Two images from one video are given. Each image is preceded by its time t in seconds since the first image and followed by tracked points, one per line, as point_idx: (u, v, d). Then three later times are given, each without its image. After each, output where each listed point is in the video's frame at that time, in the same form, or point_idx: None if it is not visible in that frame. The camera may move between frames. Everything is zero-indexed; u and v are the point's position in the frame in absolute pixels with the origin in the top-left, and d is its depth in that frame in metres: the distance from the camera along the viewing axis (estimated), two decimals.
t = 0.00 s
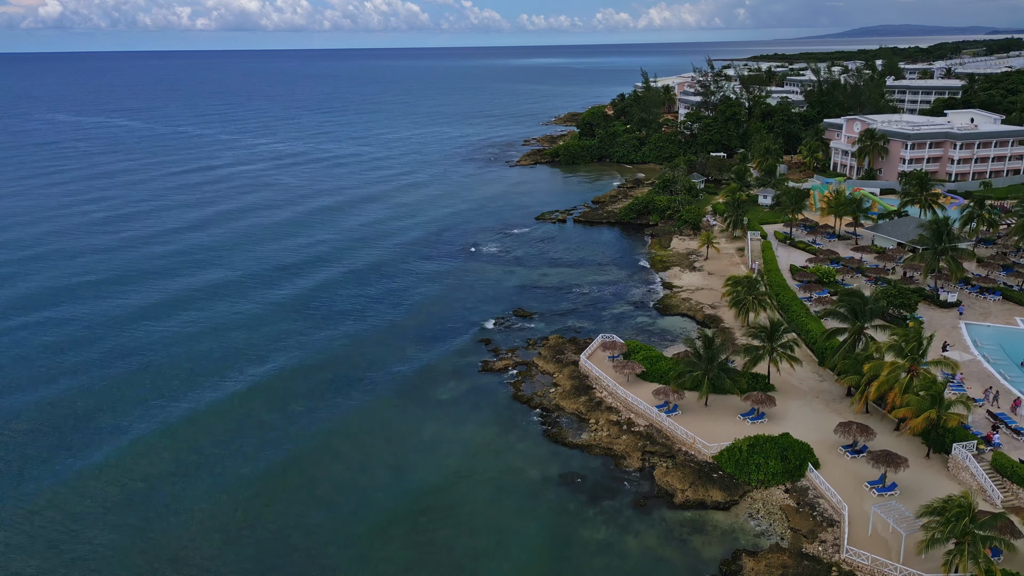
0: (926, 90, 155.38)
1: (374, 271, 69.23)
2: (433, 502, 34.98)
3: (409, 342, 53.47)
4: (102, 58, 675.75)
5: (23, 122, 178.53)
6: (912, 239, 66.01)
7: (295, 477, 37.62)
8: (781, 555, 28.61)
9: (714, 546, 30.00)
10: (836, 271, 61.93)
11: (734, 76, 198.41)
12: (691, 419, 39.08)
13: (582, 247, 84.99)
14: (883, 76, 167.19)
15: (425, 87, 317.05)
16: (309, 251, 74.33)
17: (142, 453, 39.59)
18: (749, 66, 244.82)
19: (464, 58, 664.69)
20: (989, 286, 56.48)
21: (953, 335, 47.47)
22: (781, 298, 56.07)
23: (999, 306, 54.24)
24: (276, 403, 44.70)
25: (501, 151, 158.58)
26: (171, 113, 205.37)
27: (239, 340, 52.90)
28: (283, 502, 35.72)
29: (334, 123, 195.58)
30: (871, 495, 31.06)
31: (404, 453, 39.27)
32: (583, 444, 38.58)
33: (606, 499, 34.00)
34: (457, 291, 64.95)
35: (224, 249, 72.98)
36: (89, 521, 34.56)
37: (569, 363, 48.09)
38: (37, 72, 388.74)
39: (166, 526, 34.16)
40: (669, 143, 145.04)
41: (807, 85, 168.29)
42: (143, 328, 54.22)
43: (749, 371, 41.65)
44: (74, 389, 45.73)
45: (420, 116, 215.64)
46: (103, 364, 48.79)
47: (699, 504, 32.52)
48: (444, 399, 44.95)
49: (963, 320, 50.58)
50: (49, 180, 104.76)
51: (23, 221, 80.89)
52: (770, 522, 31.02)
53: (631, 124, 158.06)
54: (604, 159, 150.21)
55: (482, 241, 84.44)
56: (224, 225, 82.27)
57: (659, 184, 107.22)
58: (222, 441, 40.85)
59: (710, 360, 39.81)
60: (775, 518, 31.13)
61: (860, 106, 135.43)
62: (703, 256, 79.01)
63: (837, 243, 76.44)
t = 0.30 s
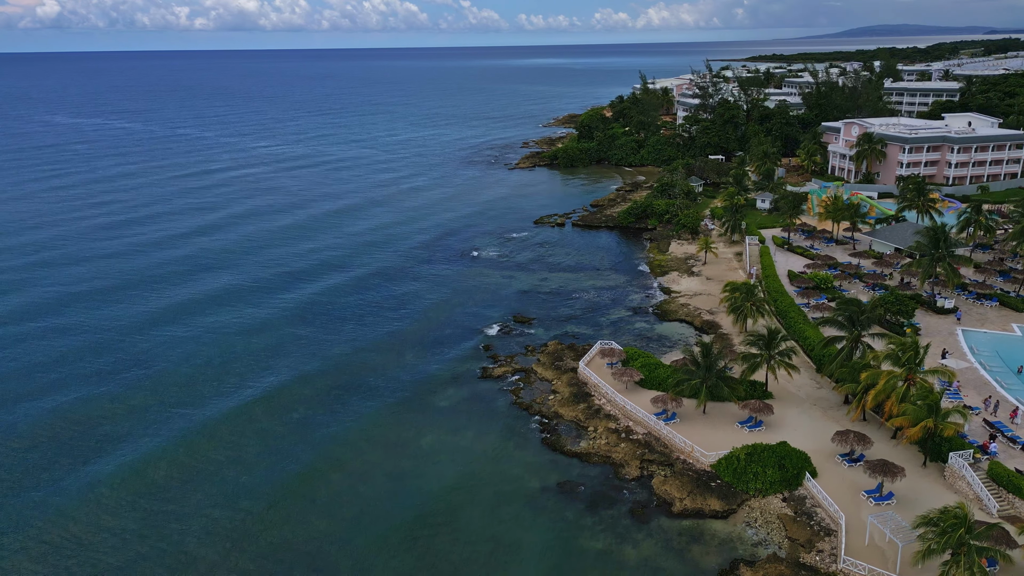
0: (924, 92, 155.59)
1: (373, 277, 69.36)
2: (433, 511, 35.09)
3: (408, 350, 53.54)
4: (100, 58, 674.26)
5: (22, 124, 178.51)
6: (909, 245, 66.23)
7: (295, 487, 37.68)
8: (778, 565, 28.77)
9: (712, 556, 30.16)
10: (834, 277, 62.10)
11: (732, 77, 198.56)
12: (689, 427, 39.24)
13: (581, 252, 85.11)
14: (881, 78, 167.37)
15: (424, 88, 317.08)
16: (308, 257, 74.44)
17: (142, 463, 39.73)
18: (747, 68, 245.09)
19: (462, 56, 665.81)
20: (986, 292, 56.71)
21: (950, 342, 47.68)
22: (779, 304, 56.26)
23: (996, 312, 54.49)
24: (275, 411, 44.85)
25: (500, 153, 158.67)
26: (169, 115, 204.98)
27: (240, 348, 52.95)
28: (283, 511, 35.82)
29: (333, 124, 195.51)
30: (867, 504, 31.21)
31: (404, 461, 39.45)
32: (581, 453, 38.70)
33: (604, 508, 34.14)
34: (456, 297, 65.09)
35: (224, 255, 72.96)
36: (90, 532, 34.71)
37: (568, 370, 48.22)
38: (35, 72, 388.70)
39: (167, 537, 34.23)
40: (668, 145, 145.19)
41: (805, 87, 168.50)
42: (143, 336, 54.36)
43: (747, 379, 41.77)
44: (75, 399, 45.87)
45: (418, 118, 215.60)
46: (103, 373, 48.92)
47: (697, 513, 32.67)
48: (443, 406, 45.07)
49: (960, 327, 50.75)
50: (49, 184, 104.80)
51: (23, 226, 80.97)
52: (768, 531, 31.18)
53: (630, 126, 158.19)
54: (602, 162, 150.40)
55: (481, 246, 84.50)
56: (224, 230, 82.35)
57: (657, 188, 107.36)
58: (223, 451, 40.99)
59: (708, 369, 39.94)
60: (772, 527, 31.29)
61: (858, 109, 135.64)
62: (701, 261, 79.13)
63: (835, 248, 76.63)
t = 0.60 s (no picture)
0: (921, 94, 155.89)
1: (372, 282, 69.52)
2: (433, 519, 35.18)
3: (406, 355, 53.71)
4: (96, 58, 670.22)
5: (20, 126, 178.36)
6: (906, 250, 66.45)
7: (295, 495, 37.71)
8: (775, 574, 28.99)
9: (710, 565, 30.34)
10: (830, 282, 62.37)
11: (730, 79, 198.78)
12: (687, 435, 39.36)
13: (579, 256, 85.23)
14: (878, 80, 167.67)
15: (422, 89, 316.90)
16: (307, 262, 74.54)
17: (140, 470, 39.83)
18: (745, 69, 245.34)
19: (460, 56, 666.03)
20: (983, 298, 56.99)
21: (946, 348, 47.88)
22: (776, 310, 56.45)
23: (992, 319, 54.75)
24: (274, 418, 44.98)
25: (498, 155, 158.73)
26: (168, 116, 204.73)
27: (240, 355, 52.99)
28: (284, 519, 35.88)
29: (331, 126, 195.37)
30: (864, 513, 31.40)
31: (403, 468, 39.54)
32: (579, 460, 38.85)
33: (602, 516, 34.28)
34: (454, 302, 65.24)
35: (224, 260, 72.97)
36: (91, 540, 34.79)
37: (566, 376, 48.35)
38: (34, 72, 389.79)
39: (168, 546, 34.25)
40: (665, 148, 145.36)
41: (803, 89, 168.80)
42: (141, 343, 54.40)
43: (745, 386, 41.96)
44: (73, 405, 45.98)
45: (416, 119, 215.65)
46: (101, 380, 49.07)
47: (695, 522, 32.84)
48: (441, 413, 45.19)
49: (956, 333, 50.97)
50: (47, 187, 104.82)
51: (20, 229, 80.95)
52: (765, 539, 31.38)
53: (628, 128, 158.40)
54: (600, 164, 150.59)
55: (480, 250, 84.57)
56: (222, 234, 82.45)
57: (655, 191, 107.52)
58: (221, 458, 40.98)
59: (706, 376, 40.07)
60: (770, 535, 31.49)
61: (855, 111, 135.91)
62: (699, 265, 79.29)
63: (832, 252, 76.86)
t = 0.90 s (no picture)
0: (919, 96, 156.27)
1: (371, 287, 69.69)
2: (433, 528, 35.27)
3: (405, 362, 53.87)
4: (94, 59, 669.69)
5: (19, 127, 178.35)
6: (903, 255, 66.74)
7: (294, 503, 37.80)
8: None
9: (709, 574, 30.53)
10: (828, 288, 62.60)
11: (728, 81, 199.02)
12: (685, 443, 39.50)
13: (578, 260, 85.43)
14: (876, 83, 168.01)
15: (421, 90, 317.01)
16: (306, 267, 74.73)
17: (139, 478, 39.90)
18: (743, 70, 245.78)
19: (458, 57, 667.08)
20: (979, 304, 57.25)
21: (942, 355, 48.14)
22: (774, 317, 56.68)
23: (988, 325, 55.01)
24: (273, 425, 45.11)
25: (497, 158, 158.90)
26: (166, 118, 204.79)
27: (239, 362, 53.03)
28: (284, 529, 35.89)
29: (330, 128, 195.46)
30: (861, 522, 31.58)
31: (403, 478, 39.61)
32: (578, 468, 38.99)
33: (600, 525, 34.44)
34: (453, 307, 65.44)
35: (223, 265, 73.09)
36: (90, 548, 34.86)
37: (565, 383, 48.49)
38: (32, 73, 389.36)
39: (167, 556, 34.24)
40: (664, 150, 145.64)
41: (801, 92, 169.14)
42: (141, 349, 54.56)
43: (743, 393, 42.14)
44: (73, 413, 46.10)
45: (415, 121, 215.80)
46: (100, 386, 49.21)
47: (693, 531, 33.01)
48: (440, 421, 45.33)
49: (953, 339, 51.20)
50: (46, 190, 104.94)
51: (20, 234, 81.09)
52: (763, 548, 31.58)
53: (626, 131, 158.60)
54: (598, 167, 150.81)
55: (479, 254, 84.66)
56: (222, 238, 82.62)
57: (654, 195, 107.75)
58: (220, 465, 41.08)
59: (704, 385, 40.20)
60: (767, 544, 31.71)
61: (853, 114, 136.21)
62: (697, 270, 79.49)
63: (830, 257, 77.14)
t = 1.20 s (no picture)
0: (917, 98, 156.52)
1: (370, 292, 69.84)
2: (431, 536, 35.32)
3: (404, 367, 54.00)
4: (92, 57, 668.19)
5: (17, 128, 178.32)
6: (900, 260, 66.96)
7: (293, 511, 37.83)
8: None
9: None
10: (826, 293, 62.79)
11: (726, 82, 199.21)
12: (683, 450, 39.65)
13: (576, 264, 85.59)
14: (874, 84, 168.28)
15: (419, 90, 317.17)
16: (305, 272, 74.90)
17: (139, 486, 39.94)
18: (741, 70, 245.90)
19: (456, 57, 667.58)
20: (976, 309, 57.45)
21: (940, 361, 48.35)
22: (772, 322, 56.90)
23: (985, 330, 55.21)
24: (273, 431, 45.20)
25: (495, 160, 158.98)
26: (165, 119, 204.93)
27: (238, 369, 53.05)
28: (283, 537, 35.89)
29: (329, 129, 195.46)
30: (858, 529, 31.72)
31: (402, 485, 39.71)
32: (577, 475, 39.11)
33: (599, 533, 34.58)
34: (452, 312, 65.57)
35: (222, 270, 73.19)
36: (89, 557, 34.86)
37: (564, 389, 48.63)
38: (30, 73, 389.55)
39: (165, 565, 34.20)
40: (662, 152, 145.82)
41: (799, 93, 169.35)
42: (140, 355, 54.65)
43: (741, 400, 42.26)
44: (72, 419, 46.15)
45: (414, 122, 215.87)
46: (100, 392, 49.26)
47: (691, 538, 33.18)
48: (440, 427, 45.45)
49: (950, 345, 51.38)
50: (46, 193, 105.00)
51: (19, 238, 81.17)
52: (761, 556, 31.77)
53: (625, 133, 158.77)
54: (597, 169, 150.93)
55: (477, 258, 84.73)
56: (221, 242, 82.75)
57: (652, 198, 107.90)
58: (219, 472, 41.09)
59: (702, 392, 40.28)
60: (765, 552, 31.93)
61: (851, 116, 136.45)
62: (696, 274, 79.64)
63: (828, 262, 77.36)
